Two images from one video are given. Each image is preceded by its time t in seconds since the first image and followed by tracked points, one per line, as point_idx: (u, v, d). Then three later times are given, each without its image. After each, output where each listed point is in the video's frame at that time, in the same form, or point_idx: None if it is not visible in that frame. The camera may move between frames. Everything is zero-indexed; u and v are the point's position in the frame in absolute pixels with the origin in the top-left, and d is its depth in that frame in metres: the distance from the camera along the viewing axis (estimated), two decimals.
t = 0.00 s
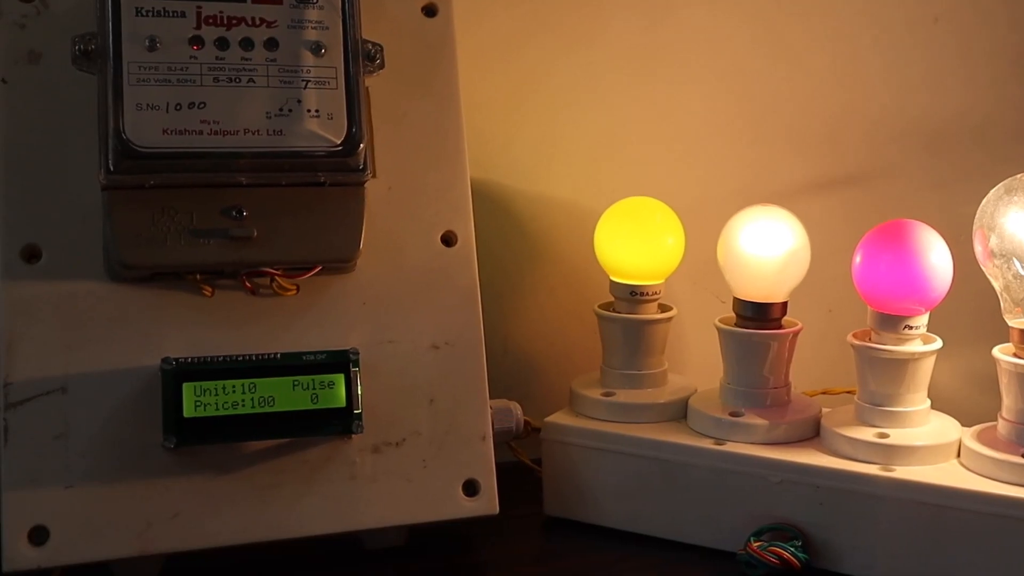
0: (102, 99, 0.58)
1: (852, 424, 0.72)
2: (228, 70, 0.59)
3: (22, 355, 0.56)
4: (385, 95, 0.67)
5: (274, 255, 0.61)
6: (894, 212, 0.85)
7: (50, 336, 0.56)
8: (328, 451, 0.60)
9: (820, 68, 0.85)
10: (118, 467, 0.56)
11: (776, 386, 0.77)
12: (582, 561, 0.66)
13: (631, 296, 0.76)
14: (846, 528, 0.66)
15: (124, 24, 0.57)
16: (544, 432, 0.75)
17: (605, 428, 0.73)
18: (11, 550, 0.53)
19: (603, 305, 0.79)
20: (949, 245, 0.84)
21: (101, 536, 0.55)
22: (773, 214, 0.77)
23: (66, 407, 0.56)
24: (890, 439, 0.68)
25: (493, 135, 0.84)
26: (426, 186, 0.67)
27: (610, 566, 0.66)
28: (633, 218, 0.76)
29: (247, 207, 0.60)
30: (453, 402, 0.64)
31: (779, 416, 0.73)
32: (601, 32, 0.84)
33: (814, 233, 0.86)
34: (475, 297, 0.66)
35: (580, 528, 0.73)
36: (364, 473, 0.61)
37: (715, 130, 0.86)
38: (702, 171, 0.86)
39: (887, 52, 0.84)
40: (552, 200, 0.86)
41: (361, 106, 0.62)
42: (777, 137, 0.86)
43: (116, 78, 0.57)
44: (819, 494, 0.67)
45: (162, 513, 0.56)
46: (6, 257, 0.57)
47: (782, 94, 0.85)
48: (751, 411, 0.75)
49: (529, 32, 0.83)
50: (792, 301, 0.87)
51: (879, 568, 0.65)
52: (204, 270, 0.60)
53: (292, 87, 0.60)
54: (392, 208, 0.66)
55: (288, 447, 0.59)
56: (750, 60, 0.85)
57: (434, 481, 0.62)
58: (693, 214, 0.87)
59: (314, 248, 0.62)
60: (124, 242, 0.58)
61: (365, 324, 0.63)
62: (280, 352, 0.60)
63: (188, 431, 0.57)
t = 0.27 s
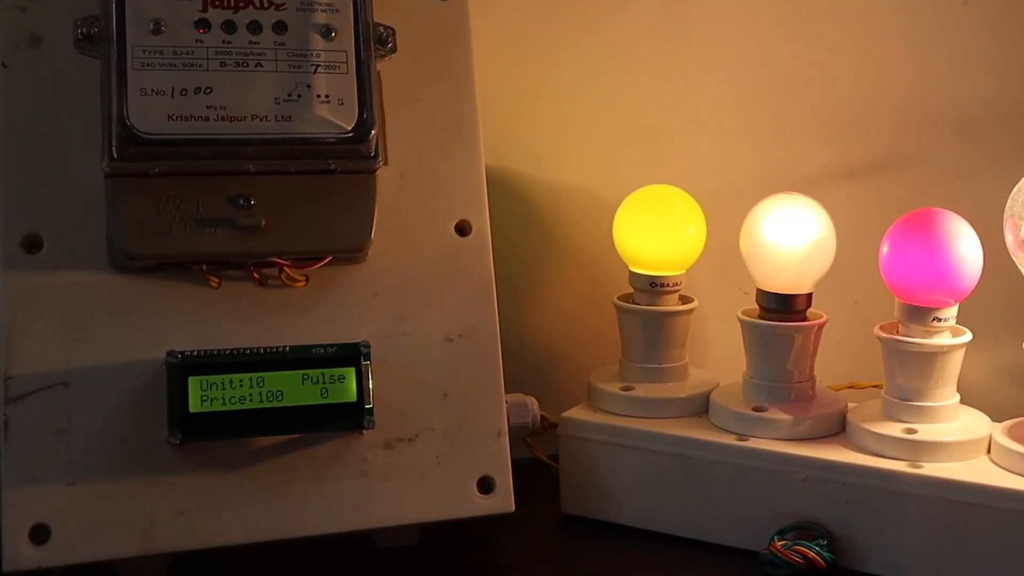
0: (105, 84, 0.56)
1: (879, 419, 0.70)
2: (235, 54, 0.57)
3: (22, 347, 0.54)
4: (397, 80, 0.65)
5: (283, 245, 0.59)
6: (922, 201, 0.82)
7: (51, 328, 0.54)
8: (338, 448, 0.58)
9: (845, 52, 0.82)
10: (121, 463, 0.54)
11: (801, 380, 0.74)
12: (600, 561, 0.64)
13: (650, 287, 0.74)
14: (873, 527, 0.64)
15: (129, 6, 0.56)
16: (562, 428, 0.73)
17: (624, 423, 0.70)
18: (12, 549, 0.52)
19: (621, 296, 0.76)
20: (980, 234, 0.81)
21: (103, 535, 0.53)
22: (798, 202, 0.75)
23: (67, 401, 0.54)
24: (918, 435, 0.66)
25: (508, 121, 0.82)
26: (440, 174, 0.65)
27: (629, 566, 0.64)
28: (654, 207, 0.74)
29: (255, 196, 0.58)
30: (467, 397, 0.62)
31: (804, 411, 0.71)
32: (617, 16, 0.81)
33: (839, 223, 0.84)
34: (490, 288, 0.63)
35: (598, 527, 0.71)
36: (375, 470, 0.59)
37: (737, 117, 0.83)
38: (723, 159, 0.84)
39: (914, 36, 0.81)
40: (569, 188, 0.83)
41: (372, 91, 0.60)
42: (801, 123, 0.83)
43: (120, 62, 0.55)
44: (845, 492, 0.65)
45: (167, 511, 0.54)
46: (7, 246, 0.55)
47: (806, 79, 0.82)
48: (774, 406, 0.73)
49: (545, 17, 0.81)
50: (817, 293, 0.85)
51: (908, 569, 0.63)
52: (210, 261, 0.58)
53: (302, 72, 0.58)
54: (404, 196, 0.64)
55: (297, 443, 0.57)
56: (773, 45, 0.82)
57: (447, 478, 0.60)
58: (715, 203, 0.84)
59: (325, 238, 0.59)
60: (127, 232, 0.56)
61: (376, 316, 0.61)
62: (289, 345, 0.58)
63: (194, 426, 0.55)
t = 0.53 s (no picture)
0: (108, 68, 0.54)
1: (908, 414, 0.67)
2: (243, 37, 0.55)
3: (22, 339, 0.52)
4: (410, 63, 0.63)
5: (292, 234, 0.57)
6: (954, 188, 0.80)
7: (53, 320, 0.53)
8: (349, 444, 0.56)
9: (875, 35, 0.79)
10: (125, 460, 0.52)
11: (827, 373, 0.72)
12: (620, 561, 0.62)
13: (672, 277, 0.72)
14: (902, 526, 0.61)
15: None
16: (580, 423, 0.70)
17: (645, 418, 0.68)
18: (13, 547, 0.50)
19: (642, 287, 0.74)
20: (1014, 222, 0.78)
21: (106, 533, 0.51)
22: (824, 190, 0.73)
23: (70, 395, 0.52)
24: (949, 430, 0.63)
25: (525, 106, 0.79)
26: (455, 161, 0.63)
27: (649, 566, 0.62)
28: (676, 195, 0.72)
29: (263, 182, 0.56)
30: (483, 391, 0.60)
31: (831, 405, 0.69)
32: None
33: (867, 211, 0.81)
34: (507, 279, 0.61)
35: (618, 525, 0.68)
36: (388, 467, 0.57)
37: (762, 102, 0.80)
38: (747, 145, 0.81)
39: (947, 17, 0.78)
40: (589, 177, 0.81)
41: (385, 75, 0.57)
42: (828, 108, 0.80)
43: (124, 45, 0.53)
44: (873, 489, 0.62)
45: (172, 509, 0.52)
46: (7, 235, 0.53)
47: (834, 62, 0.80)
48: (800, 400, 0.71)
49: None
50: (843, 283, 0.82)
51: (939, 571, 0.61)
52: (217, 250, 0.56)
53: (312, 55, 0.56)
54: (418, 183, 0.62)
55: (307, 439, 0.55)
56: (799, 27, 0.80)
57: (462, 475, 0.58)
58: (738, 191, 0.82)
59: (335, 227, 0.57)
60: (131, 221, 0.54)
61: (389, 308, 0.59)
62: (299, 338, 0.56)
63: (200, 422, 0.53)
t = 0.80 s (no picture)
0: (112, 50, 0.52)
1: (940, 409, 0.64)
2: (251, 18, 0.53)
3: (23, 330, 0.50)
4: (425, 45, 0.61)
5: (303, 223, 0.55)
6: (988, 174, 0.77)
7: (54, 310, 0.51)
8: (362, 439, 0.54)
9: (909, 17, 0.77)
10: (129, 455, 0.50)
11: (856, 366, 0.69)
12: (642, 560, 0.60)
13: (696, 267, 0.69)
14: (934, 524, 0.59)
15: None
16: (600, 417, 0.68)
17: (668, 413, 0.66)
18: (13, 546, 0.48)
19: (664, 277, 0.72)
20: None
21: (110, 532, 0.49)
22: (852, 176, 0.70)
23: (73, 389, 0.50)
24: (983, 425, 0.61)
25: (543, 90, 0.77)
26: (471, 147, 0.60)
27: (672, 566, 0.60)
28: (699, 181, 0.70)
29: (272, 169, 0.54)
30: (499, 385, 0.58)
31: (861, 398, 0.66)
32: None
33: (897, 199, 0.78)
34: (525, 268, 0.59)
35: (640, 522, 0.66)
36: (401, 463, 0.55)
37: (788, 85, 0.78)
38: (773, 130, 0.78)
39: None
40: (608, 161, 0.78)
41: (399, 58, 0.55)
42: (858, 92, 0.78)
43: (128, 27, 0.51)
44: (903, 485, 0.60)
45: (179, 506, 0.50)
46: (8, 223, 0.51)
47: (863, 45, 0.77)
48: (828, 393, 0.68)
49: None
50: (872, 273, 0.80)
51: (973, 571, 0.58)
52: (225, 239, 0.54)
53: (323, 37, 0.53)
54: (432, 169, 0.59)
55: (318, 434, 0.54)
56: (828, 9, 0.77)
57: (478, 471, 0.56)
58: (765, 177, 0.79)
59: (347, 215, 0.55)
60: (135, 208, 0.52)
61: (402, 298, 0.57)
62: (309, 329, 0.54)
63: (207, 416, 0.51)
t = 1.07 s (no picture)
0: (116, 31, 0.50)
1: (974, 402, 0.61)
2: None
3: (23, 321, 0.48)
4: (441, 26, 0.58)
5: (315, 209, 0.53)
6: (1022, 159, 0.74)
7: (56, 300, 0.49)
8: (375, 434, 0.52)
9: None
10: (134, 451, 0.48)
11: (887, 359, 0.66)
12: (665, 560, 0.58)
13: (721, 256, 0.67)
14: (968, 523, 0.57)
15: None
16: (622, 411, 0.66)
17: (692, 407, 0.63)
18: (14, 546, 0.46)
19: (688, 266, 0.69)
20: None
21: (114, 530, 0.47)
22: (883, 161, 0.67)
23: (75, 382, 0.48)
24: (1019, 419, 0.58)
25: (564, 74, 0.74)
26: (488, 130, 0.58)
27: (696, 565, 0.58)
28: (726, 168, 0.68)
29: (282, 155, 0.52)
30: (518, 378, 0.55)
31: (892, 392, 0.63)
32: None
33: (929, 185, 0.76)
34: (543, 256, 0.57)
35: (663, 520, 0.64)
36: (416, 459, 0.53)
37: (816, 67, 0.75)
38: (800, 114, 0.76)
39: None
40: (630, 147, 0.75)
41: (414, 38, 0.53)
42: (889, 74, 0.75)
43: (132, 7, 0.49)
44: (935, 482, 0.57)
45: (186, 504, 0.49)
46: (7, 210, 0.49)
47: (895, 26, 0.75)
48: (858, 387, 0.65)
49: None
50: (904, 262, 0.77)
51: (1010, 571, 0.56)
52: (233, 226, 0.52)
53: (335, 17, 0.51)
54: (448, 154, 0.57)
55: (330, 429, 0.52)
56: None
57: (496, 468, 0.54)
58: (792, 162, 0.76)
59: (360, 201, 0.53)
60: (140, 195, 0.50)
61: (417, 288, 0.55)
62: (321, 320, 0.52)
63: (214, 411, 0.49)
